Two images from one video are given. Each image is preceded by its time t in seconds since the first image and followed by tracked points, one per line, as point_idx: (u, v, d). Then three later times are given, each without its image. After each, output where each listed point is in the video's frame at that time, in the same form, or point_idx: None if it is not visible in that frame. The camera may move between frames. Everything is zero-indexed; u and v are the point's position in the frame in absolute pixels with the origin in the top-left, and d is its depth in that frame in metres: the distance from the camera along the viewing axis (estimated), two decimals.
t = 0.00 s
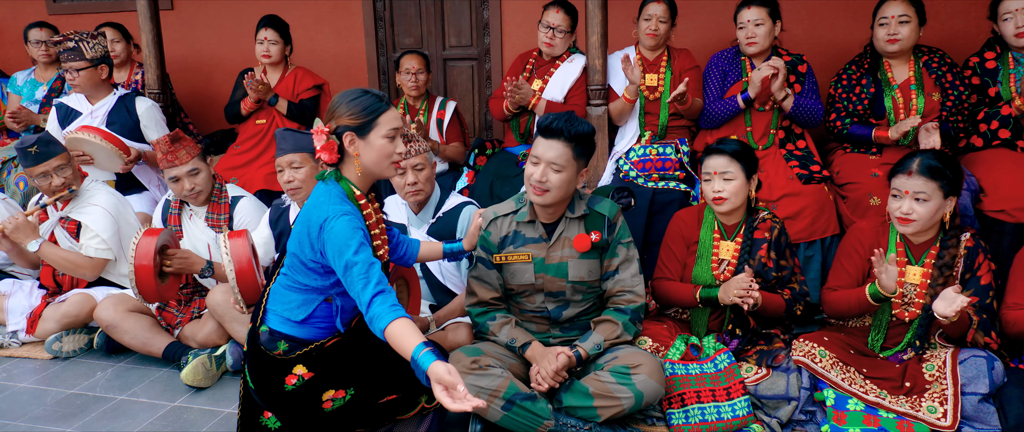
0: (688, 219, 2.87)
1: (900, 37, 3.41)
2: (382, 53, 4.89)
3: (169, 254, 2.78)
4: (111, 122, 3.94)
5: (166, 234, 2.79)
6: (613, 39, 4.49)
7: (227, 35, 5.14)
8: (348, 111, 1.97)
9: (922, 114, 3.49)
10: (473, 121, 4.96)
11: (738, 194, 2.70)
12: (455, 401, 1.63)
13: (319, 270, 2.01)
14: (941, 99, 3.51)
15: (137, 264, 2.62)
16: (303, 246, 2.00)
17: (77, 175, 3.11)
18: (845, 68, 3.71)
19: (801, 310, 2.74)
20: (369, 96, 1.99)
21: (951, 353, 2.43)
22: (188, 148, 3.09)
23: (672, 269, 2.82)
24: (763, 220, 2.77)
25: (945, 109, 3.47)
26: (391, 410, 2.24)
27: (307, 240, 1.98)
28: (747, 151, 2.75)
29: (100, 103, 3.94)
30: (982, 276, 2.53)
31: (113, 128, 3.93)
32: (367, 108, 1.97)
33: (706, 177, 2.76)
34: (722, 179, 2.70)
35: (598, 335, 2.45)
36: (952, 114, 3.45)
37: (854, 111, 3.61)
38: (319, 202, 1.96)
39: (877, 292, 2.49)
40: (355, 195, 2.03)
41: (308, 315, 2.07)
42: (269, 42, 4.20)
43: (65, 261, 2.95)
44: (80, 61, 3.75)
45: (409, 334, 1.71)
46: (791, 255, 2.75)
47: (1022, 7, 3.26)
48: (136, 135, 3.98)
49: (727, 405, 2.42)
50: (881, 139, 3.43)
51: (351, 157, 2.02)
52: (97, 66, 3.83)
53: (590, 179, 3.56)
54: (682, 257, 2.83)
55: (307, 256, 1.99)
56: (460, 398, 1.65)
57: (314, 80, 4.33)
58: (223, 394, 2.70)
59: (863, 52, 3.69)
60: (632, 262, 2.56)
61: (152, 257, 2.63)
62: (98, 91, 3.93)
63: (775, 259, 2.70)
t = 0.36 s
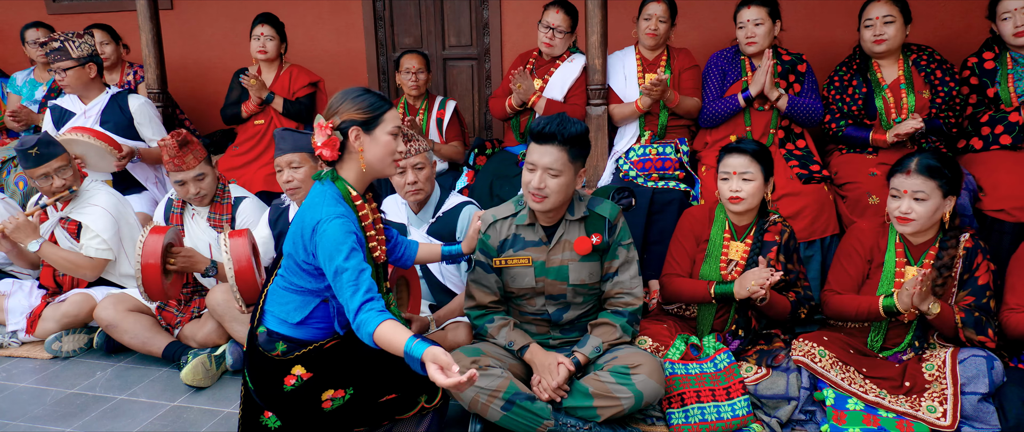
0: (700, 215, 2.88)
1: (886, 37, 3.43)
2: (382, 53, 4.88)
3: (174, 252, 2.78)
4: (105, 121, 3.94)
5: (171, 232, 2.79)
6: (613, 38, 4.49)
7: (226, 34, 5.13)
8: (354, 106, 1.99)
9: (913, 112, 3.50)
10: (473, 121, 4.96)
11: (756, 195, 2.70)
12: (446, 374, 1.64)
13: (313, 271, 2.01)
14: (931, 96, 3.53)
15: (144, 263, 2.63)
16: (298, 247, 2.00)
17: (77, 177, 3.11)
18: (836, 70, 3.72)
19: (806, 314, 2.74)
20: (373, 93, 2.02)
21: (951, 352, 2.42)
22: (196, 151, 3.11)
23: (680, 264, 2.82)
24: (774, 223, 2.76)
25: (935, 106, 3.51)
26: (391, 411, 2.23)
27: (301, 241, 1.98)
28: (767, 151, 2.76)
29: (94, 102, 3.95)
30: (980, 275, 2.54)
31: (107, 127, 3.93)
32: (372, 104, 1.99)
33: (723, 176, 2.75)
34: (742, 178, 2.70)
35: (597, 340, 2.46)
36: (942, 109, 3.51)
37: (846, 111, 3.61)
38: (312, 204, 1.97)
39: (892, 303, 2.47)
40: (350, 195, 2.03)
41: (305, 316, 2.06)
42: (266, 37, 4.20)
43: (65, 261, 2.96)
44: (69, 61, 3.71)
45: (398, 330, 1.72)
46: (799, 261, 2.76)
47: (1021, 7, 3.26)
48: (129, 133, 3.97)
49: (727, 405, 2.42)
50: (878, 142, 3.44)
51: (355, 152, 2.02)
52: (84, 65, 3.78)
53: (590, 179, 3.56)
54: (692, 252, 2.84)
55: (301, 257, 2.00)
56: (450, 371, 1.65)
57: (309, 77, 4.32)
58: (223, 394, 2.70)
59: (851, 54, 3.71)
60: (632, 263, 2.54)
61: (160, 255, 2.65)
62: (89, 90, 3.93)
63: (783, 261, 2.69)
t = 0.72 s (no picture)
0: (700, 215, 2.88)
1: (883, 38, 3.43)
2: (381, 53, 4.88)
3: (175, 251, 2.78)
4: (97, 120, 3.92)
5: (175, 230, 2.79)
6: (613, 38, 4.49)
7: (226, 34, 5.13)
8: (360, 106, 1.98)
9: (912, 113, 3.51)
10: (473, 120, 4.96)
11: (757, 195, 2.70)
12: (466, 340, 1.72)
13: (312, 274, 2.01)
14: (928, 96, 3.53)
15: (149, 263, 2.64)
16: (297, 250, 2.00)
17: (66, 174, 3.10)
18: (834, 71, 3.73)
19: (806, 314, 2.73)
20: (377, 93, 2.02)
21: (951, 352, 2.42)
22: (207, 139, 3.19)
23: (680, 264, 2.83)
24: (774, 223, 2.76)
25: (934, 106, 3.51)
26: (390, 410, 2.23)
27: (300, 244, 1.98)
28: (768, 151, 2.76)
29: (85, 103, 3.91)
30: (968, 269, 2.54)
31: (100, 126, 3.91)
32: (377, 104, 2.00)
33: (724, 175, 2.76)
34: (743, 178, 2.70)
35: (596, 340, 2.45)
36: (942, 110, 3.50)
37: (844, 112, 3.61)
38: (314, 207, 1.96)
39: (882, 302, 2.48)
40: (352, 197, 2.03)
41: (304, 317, 2.06)
42: (257, 39, 4.21)
43: (58, 258, 2.95)
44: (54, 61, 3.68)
45: (399, 329, 1.75)
46: (799, 260, 2.76)
47: (1019, 6, 3.26)
48: (123, 131, 3.96)
49: (727, 404, 2.42)
50: (873, 148, 3.43)
51: (360, 153, 2.02)
52: (71, 63, 3.75)
53: (590, 179, 3.56)
54: (692, 252, 2.84)
55: (301, 260, 2.00)
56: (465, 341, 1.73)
57: (299, 75, 4.31)
58: (223, 394, 2.70)
59: (851, 54, 3.72)
60: (626, 259, 2.58)
61: (163, 255, 2.65)
62: (79, 90, 3.89)
63: (784, 262, 2.69)
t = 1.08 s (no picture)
0: (691, 216, 2.88)
1: (895, 36, 3.41)
2: (380, 52, 4.88)
3: (174, 253, 2.78)
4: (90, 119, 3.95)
5: (172, 234, 2.79)
6: (612, 37, 4.49)
7: (225, 33, 5.13)
8: (366, 108, 1.98)
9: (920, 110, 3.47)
10: (472, 119, 4.96)
11: (743, 192, 2.69)
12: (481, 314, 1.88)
13: (315, 277, 2.01)
14: (937, 97, 3.48)
15: (148, 265, 2.65)
16: (301, 253, 2.00)
17: (59, 171, 3.09)
18: (843, 67, 3.70)
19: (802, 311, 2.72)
20: (380, 94, 2.02)
21: (950, 351, 2.43)
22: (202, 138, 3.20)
23: (670, 267, 2.83)
24: (764, 219, 2.75)
25: (942, 107, 3.46)
26: (389, 410, 2.23)
27: (305, 247, 1.97)
28: (752, 148, 2.75)
29: (77, 103, 3.93)
30: (953, 262, 2.54)
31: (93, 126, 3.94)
32: (382, 104, 2.00)
33: (710, 175, 2.76)
34: (728, 177, 2.70)
35: (594, 338, 2.45)
36: (948, 111, 3.45)
37: (848, 109, 3.61)
38: (320, 211, 1.95)
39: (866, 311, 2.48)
40: (358, 200, 2.04)
41: (305, 318, 2.06)
42: (251, 41, 4.20)
43: (49, 254, 2.95)
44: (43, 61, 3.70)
45: (407, 324, 1.89)
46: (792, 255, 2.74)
47: None
48: (116, 130, 3.98)
49: (726, 403, 2.42)
50: (876, 134, 3.43)
51: (368, 155, 2.02)
52: (59, 63, 3.76)
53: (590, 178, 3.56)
54: (684, 255, 2.83)
55: (304, 263, 2.00)
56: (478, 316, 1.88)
57: (296, 75, 4.33)
58: (223, 393, 2.70)
59: (860, 51, 3.68)
60: (618, 252, 2.57)
61: (163, 258, 2.66)
62: (70, 90, 3.90)
63: (775, 257, 2.68)
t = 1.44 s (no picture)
0: (677, 219, 2.89)
1: (908, 35, 3.42)
2: (380, 52, 4.88)
3: (169, 247, 2.78)
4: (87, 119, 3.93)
5: (166, 227, 2.78)
6: (611, 37, 4.49)
7: (225, 32, 5.12)
8: (380, 115, 2.00)
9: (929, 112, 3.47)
10: (472, 119, 4.96)
11: (720, 190, 2.70)
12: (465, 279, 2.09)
13: (319, 279, 2.01)
14: (946, 99, 3.47)
15: (137, 259, 2.62)
16: (306, 255, 1.99)
17: (66, 172, 3.12)
18: (854, 64, 3.70)
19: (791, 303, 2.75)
20: (391, 101, 2.05)
21: (950, 350, 2.43)
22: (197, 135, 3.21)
23: (662, 270, 2.84)
24: (750, 215, 2.75)
25: (949, 110, 3.44)
26: (389, 409, 2.23)
27: (312, 250, 1.96)
28: (730, 147, 2.75)
29: (73, 102, 3.93)
30: (949, 259, 2.52)
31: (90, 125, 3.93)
32: (394, 112, 2.03)
33: (691, 175, 2.77)
34: (708, 175, 2.70)
35: (592, 336, 2.45)
36: (955, 114, 3.43)
37: (861, 106, 3.60)
38: (330, 214, 1.95)
39: (868, 312, 2.49)
40: (365, 204, 2.06)
41: (307, 320, 2.05)
42: (262, 40, 4.19)
43: (54, 255, 2.93)
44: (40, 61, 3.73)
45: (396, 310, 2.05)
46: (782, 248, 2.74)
47: None
48: (112, 129, 3.97)
49: (725, 403, 2.42)
50: (889, 140, 3.44)
51: (378, 161, 2.04)
52: (54, 62, 3.78)
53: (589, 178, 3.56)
54: (672, 257, 2.84)
55: (308, 264, 2.00)
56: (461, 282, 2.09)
57: (305, 79, 4.33)
58: (223, 393, 2.71)
59: (872, 48, 3.69)
60: (614, 248, 2.58)
61: (152, 251, 2.63)
62: (66, 89, 3.91)
63: (762, 253, 2.68)
